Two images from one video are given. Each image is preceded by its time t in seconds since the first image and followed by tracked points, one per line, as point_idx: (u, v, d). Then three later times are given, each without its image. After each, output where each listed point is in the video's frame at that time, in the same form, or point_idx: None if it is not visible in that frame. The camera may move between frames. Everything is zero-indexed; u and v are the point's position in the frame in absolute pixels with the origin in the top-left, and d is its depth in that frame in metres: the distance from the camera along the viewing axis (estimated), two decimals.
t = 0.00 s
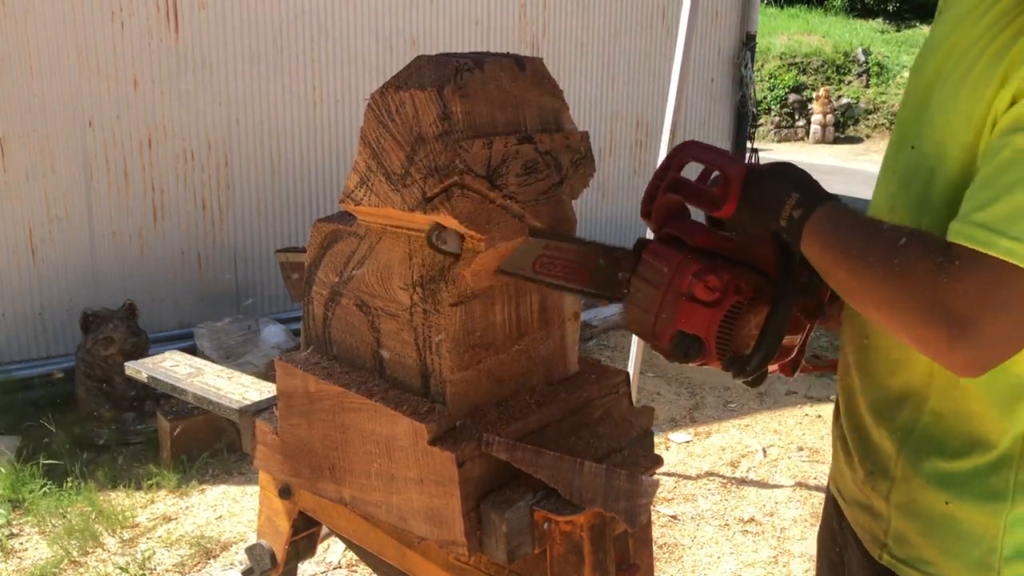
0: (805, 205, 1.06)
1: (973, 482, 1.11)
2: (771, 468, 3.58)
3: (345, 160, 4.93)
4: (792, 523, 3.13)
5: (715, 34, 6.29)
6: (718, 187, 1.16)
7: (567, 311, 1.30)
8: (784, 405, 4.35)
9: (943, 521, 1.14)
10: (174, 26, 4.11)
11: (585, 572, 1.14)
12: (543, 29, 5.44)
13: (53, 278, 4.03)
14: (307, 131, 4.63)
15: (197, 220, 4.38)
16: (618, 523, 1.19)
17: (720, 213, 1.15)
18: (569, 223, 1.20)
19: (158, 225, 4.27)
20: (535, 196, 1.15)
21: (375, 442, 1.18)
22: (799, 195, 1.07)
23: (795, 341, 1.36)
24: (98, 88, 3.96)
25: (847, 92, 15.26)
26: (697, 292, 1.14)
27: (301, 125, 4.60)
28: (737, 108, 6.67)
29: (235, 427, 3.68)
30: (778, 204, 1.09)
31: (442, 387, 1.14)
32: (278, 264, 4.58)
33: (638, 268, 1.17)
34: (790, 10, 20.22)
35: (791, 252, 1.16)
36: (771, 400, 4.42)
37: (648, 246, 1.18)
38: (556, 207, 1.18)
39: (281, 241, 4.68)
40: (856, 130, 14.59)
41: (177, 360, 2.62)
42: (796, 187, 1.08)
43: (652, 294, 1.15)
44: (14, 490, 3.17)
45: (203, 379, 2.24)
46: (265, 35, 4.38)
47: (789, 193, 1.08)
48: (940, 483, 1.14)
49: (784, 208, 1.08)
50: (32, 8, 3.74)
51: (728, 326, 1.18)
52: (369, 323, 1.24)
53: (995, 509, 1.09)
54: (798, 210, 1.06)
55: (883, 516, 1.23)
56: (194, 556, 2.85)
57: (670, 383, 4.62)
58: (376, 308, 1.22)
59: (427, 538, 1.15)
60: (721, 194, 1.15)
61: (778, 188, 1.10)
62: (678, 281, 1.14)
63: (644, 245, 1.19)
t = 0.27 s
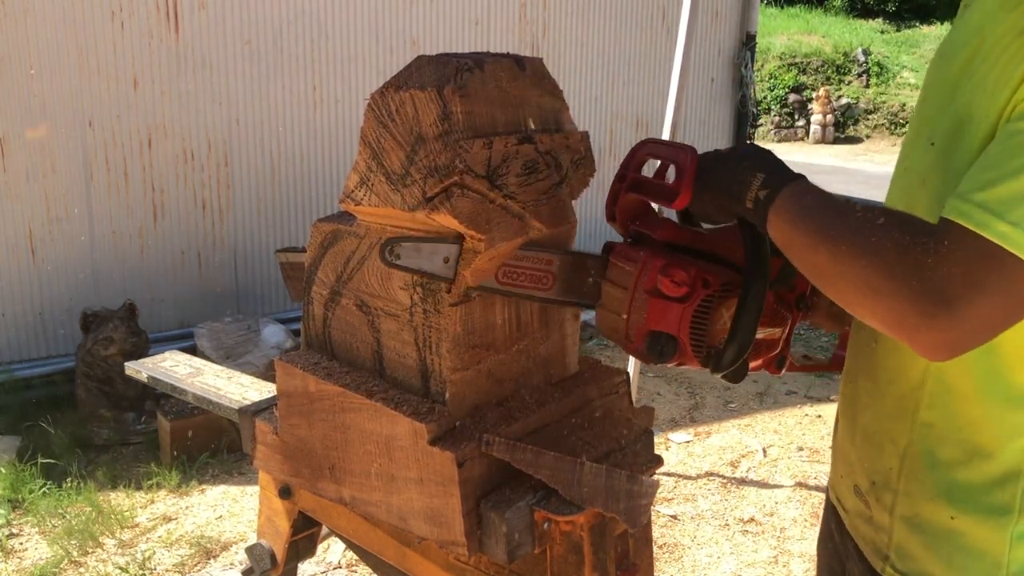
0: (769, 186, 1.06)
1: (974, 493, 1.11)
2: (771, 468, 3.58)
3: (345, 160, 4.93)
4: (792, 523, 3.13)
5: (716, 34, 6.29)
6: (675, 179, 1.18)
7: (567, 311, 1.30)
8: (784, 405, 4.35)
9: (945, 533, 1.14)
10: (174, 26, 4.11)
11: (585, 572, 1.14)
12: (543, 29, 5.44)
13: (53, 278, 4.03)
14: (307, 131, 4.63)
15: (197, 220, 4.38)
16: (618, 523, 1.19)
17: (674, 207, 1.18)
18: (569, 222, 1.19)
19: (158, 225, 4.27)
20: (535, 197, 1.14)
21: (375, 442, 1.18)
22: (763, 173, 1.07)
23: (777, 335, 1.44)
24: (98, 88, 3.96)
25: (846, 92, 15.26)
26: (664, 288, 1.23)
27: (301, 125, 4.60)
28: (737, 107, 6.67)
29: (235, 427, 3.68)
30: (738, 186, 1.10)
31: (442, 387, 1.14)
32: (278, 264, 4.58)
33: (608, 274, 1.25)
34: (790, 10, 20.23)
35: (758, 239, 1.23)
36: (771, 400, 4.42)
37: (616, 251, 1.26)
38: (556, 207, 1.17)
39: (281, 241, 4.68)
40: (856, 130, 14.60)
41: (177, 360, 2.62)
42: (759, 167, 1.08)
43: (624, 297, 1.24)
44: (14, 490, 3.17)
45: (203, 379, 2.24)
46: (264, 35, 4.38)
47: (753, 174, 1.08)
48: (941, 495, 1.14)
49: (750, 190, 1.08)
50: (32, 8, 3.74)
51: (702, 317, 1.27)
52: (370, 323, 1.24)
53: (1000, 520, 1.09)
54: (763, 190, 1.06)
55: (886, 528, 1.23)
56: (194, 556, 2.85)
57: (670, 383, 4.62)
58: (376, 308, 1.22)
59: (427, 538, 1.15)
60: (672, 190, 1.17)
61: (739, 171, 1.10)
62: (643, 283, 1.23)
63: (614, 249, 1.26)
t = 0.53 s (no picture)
0: (759, 177, 1.06)
1: (983, 491, 1.09)
2: (771, 468, 3.58)
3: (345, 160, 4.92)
4: (792, 523, 3.13)
5: (716, 34, 6.29)
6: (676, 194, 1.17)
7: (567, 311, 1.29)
8: (784, 405, 4.35)
9: (950, 530, 1.13)
10: (174, 26, 4.11)
11: (585, 572, 1.14)
12: (543, 29, 5.44)
13: (53, 278, 4.03)
14: (307, 130, 4.63)
15: (197, 220, 4.38)
16: (619, 523, 1.19)
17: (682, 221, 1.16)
18: (568, 222, 1.18)
19: (158, 224, 4.27)
20: (536, 197, 1.13)
21: (375, 442, 1.18)
22: (753, 168, 1.07)
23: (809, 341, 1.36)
24: (98, 88, 3.96)
25: (846, 92, 15.26)
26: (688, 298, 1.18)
27: (301, 125, 4.60)
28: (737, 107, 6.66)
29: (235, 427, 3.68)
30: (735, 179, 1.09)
31: (442, 387, 1.14)
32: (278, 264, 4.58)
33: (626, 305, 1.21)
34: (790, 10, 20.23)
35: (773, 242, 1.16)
36: (771, 400, 4.42)
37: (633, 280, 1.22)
38: (556, 207, 1.16)
39: (281, 241, 4.68)
40: (856, 130, 14.59)
41: (177, 360, 2.62)
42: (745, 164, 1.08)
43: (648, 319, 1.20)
44: (14, 490, 3.17)
45: (203, 380, 2.24)
46: (264, 35, 4.38)
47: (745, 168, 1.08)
48: (949, 490, 1.12)
49: (742, 185, 1.07)
50: (32, 8, 3.74)
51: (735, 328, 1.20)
52: (369, 323, 1.24)
53: (1006, 519, 1.07)
54: (753, 183, 1.06)
55: (887, 518, 1.23)
56: (194, 557, 2.85)
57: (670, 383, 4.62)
58: (376, 308, 1.22)
59: (428, 538, 1.15)
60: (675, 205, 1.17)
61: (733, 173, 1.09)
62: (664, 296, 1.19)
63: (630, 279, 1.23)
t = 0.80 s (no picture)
0: (845, 219, 1.00)
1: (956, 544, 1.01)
2: (771, 468, 3.58)
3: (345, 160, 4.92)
4: (792, 523, 3.13)
5: (716, 33, 6.29)
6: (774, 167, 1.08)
7: (567, 311, 1.29)
8: (785, 405, 4.34)
9: None
10: (174, 26, 4.10)
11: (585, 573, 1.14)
12: (543, 29, 5.44)
13: (53, 278, 4.03)
14: (307, 131, 4.63)
15: (197, 220, 4.38)
16: (619, 523, 1.19)
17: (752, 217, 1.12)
18: (569, 221, 1.18)
19: (158, 224, 4.27)
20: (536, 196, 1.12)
21: (375, 442, 1.18)
22: (843, 210, 1.01)
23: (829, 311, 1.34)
24: (97, 88, 3.96)
25: (846, 92, 15.26)
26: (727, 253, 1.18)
27: (301, 124, 4.60)
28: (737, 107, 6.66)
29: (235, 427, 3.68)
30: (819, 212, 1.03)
31: (442, 387, 1.14)
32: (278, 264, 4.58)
33: (677, 201, 1.22)
34: (790, 10, 20.24)
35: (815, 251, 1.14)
36: (771, 400, 4.42)
37: (694, 180, 1.20)
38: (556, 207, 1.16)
39: (281, 241, 4.68)
40: (856, 130, 14.59)
41: (177, 360, 2.62)
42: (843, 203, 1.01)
43: (683, 240, 1.22)
44: (14, 490, 3.17)
45: (203, 380, 2.24)
46: (264, 35, 4.37)
47: (834, 208, 1.02)
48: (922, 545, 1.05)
49: (824, 221, 1.02)
50: (32, 8, 3.74)
51: (747, 285, 1.25)
52: (370, 323, 1.24)
53: None
54: (837, 225, 1.00)
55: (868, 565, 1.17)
56: (194, 556, 2.85)
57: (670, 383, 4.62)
58: (376, 308, 1.22)
59: (428, 538, 1.15)
60: (760, 190, 1.09)
61: (824, 202, 1.03)
62: (704, 243, 1.18)
63: (693, 176, 1.20)
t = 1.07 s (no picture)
0: (868, 220, 1.03)
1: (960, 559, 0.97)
2: (771, 468, 3.58)
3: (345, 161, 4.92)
4: (792, 523, 3.13)
5: (716, 33, 6.29)
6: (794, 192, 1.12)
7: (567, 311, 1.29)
8: (784, 405, 4.34)
9: None
10: (174, 26, 4.11)
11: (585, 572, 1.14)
12: (543, 29, 5.44)
13: (53, 278, 4.03)
14: (307, 131, 4.63)
15: (197, 220, 4.38)
16: (618, 523, 1.19)
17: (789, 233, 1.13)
18: (569, 222, 1.19)
19: (158, 224, 4.27)
20: (535, 196, 1.12)
21: (375, 442, 1.18)
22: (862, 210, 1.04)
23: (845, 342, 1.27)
24: (97, 88, 3.96)
25: (846, 92, 15.26)
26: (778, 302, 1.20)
27: (301, 124, 4.60)
28: (737, 107, 6.66)
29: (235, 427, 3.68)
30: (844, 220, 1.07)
31: (442, 387, 1.14)
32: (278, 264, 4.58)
33: (711, 287, 1.29)
34: (789, 10, 20.24)
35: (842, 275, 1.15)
36: (771, 400, 4.42)
37: (723, 261, 1.28)
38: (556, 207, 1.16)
39: (281, 241, 4.68)
40: (856, 130, 14.59)
41: (176, 360, 2.62)
42: (862, 203, 1.05)
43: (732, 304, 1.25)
44: (14, 490, 3.17)
45: (203, 380, 2.24)
46: (264, 34, 4.38)
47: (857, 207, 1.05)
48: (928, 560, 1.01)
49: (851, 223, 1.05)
50: (33, 8, 3.74)
51: (814, 343, 1.24)
52: (369, 323, 1.24)
53: None
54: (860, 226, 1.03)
55: None
56: (194, 557, 2.85)
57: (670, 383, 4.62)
58: (376, 308, 1.22)
59: (428, 538, 1.15)
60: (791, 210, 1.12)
61: (849, 207, 1.07)
62: (753, 301, 1.22)
63: (720, 259, 1.28)
